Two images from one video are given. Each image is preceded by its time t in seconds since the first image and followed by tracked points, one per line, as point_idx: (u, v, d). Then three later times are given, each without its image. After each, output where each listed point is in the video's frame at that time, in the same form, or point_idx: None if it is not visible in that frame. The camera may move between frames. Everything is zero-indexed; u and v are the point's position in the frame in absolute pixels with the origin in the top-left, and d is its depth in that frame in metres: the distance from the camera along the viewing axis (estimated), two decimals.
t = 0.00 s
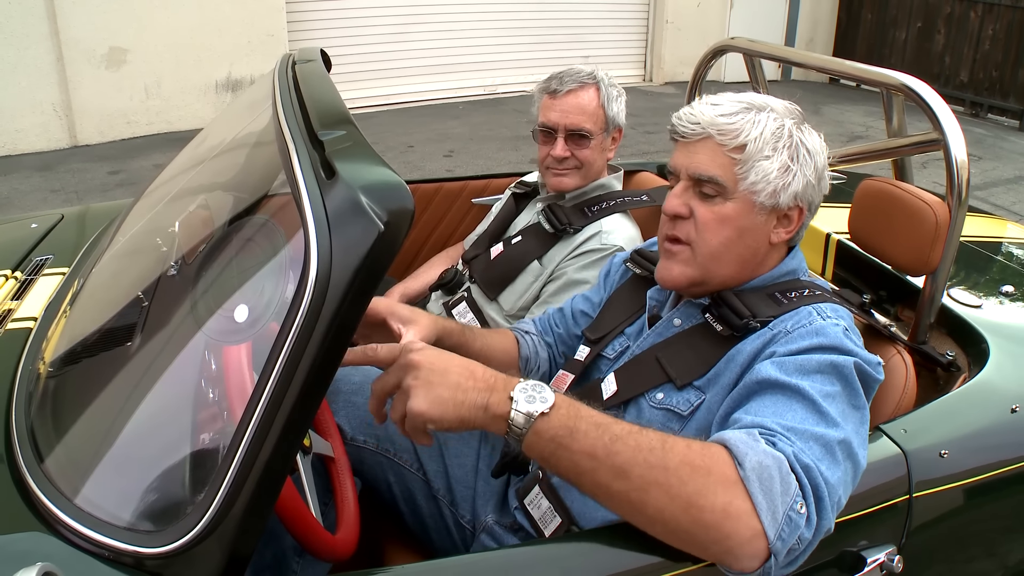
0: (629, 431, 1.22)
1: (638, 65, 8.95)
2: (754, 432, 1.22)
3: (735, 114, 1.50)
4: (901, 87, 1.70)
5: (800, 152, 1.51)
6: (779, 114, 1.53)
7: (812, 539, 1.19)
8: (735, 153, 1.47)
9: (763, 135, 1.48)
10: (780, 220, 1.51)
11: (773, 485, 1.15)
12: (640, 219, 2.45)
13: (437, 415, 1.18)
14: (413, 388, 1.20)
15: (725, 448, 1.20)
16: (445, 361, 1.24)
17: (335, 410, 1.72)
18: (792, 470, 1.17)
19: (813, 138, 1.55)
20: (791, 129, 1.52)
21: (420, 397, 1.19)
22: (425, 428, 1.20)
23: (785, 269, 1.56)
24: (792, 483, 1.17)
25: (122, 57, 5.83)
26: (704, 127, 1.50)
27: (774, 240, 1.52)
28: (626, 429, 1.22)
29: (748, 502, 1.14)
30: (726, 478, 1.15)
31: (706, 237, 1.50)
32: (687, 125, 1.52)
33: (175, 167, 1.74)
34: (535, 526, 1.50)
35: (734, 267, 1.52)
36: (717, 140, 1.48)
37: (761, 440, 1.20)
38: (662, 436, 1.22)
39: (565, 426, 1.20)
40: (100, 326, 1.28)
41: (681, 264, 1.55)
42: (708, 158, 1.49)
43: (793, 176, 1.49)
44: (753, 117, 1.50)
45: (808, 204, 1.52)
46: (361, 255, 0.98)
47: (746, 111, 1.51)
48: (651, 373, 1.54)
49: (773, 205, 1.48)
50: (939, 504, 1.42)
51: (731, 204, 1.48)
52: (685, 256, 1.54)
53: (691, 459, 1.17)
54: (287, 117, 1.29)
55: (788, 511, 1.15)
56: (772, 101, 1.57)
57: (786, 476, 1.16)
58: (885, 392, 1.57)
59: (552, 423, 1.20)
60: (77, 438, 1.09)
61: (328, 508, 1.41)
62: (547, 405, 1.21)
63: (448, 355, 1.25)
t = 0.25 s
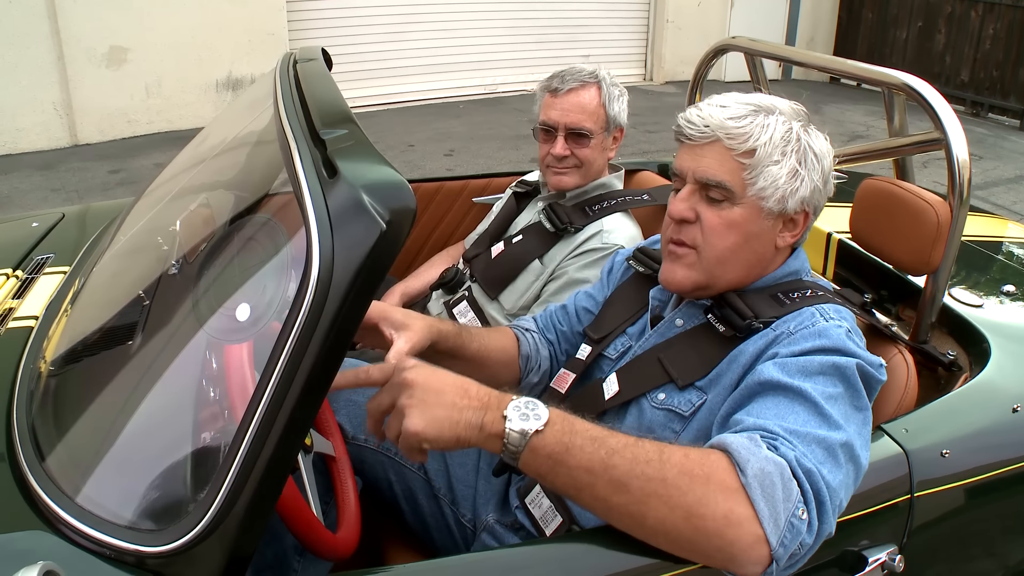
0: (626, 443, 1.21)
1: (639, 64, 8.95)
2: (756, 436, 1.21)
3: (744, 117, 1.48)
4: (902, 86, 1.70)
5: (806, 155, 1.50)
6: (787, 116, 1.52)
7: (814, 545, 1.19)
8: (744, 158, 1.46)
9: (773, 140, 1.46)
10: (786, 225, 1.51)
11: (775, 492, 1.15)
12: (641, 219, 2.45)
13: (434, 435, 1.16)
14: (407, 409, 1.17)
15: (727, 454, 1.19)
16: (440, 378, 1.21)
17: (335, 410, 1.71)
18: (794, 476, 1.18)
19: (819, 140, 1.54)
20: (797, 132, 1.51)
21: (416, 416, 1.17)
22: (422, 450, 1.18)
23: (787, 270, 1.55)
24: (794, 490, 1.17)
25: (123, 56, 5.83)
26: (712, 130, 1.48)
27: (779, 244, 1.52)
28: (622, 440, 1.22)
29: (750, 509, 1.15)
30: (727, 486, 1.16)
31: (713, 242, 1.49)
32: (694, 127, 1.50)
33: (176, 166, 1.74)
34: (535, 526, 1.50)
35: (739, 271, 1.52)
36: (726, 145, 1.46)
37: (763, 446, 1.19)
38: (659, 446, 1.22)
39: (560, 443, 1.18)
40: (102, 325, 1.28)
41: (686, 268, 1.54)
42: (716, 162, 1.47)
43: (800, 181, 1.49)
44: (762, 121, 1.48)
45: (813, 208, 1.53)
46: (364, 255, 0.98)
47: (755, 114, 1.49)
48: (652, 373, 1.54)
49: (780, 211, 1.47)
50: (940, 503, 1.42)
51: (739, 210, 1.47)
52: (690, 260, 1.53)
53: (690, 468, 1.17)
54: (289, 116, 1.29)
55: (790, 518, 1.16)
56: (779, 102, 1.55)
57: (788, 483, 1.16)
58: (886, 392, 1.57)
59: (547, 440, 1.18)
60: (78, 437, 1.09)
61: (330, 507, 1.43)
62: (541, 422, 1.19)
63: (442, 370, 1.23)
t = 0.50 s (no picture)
0: (632, 459, 1.21)
1: (640, 63, 8.95)
2: (766, 444, 1.20)
3: (773, 126, 1.46)
4: (904, 85, 1.70)
5: (827, 170, 1.50)
6: (813, 127, 1.50)
7: (822, 551, 1.20)
8: (768, 170, 1.44)
9: (799, 154, 1.45)
10: (799, 236, 1.51)
11: (786, 502, 1.15)
12: (642, 218, 2.45)
13: (436, 456, 1.14)
14: (411, 427, 1.15)
15: (738, 463, 1.18)
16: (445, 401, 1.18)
17: (337, 408, 1.71)
18: (804, 484, 1.17)
19: (840, 153, 1.53)
20: (821, 144, 1.50)
21: (419, 436, 1.14)
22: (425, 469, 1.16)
23: (791, 271, 1.56)
24: (804, 499, 1.17)
25: (124, 55, 5.83)
26: (740, 137, 1.45)
27: (789, 255, 1.52)
28: (628, 456, 1.21)
29: (761, 519, 1.15)
30: (737, 497, 1.15)
31: (726, 249, 1.49)
32: (720, 130, 1.47)
33: (178, 165, 1.74)
34: (537, 525, 1.51)
35: (748, 280, 1.52)
36: (752, 154, 1.45)
37: (774, 454, 1.18)
38: (664, 458, 1.21)
39: (565, 463, 1.19)
40: (103, 323, 1.27)
41: (694, 272, 1.54)
42: (739, 170, 1.45)
43: (817, 196, 1.48)
44: (790, 131, 1.46)
45: (826, 222, 1.53)
46: (366, 253, 0.98)
47: (783, 123, 1.47)
48: (653, 371, 1.55)
49: (795, 225, 1.48)
50: (941, 503, 1.42)
51: (756, 221, 1.46)
52: (700, 265, 1.53)
53: (698, 483, 1.16)
54: (291, 116, 1.29)
55: (800, 527, 1.16)
56: (806, 110, 1.53)
57: (798, 492, 1.16)
58: (888, 391, 1.57)
59: (553, 461, 1.19)
60: (79, 436, 1.09)
61: (331, 507, 1.43)
62: (547, 442, 1.20)
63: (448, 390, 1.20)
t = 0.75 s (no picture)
0: (620, 479, 1.23)
1: (641, 62, 8.94)
2: (763, 444, 1.20)
3: (777, 125, 1.46)
4: (906, 85, 1.70)
5: (830, 168, 1.50)
6: (816, 126, 1.50)
7: (823, 548, 1.20)
8: (771, 169, 1.44)
9: (802, 153, 1.45)
10: (801, 234, 1.51)
11: (783, 501, 1.15)
12: (643, 217, 2.45)
13: (424, 509, 1.30)
14: (401, 489, 1.32)
15: (733, 465, 1.19)
16: (429, 456, 1.33)
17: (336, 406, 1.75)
18: (802, 482, 1.17)
19: (843, 152, 1.53)
20: (824, 144, 1.49)
21: (407, 496, 1.31)
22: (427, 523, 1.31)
23: (792, 268, 1.55)
24: (803, 497, 1.17)
25: (125, 54, 5.83)
26: (743, 135, 1.45)
27: (791, 254, 1.52)
28: (616, 476, 1.24)
29: (758, 519, 1.15)
30: (731, 501, 1.16)
31: (729, 247, 1.49)
32: (724, 128, 1.47)
33: (179, 163, 1.74)
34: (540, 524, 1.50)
35: (750, 278, 1.52)
36: (755, 152, 1.44)
37: (770, 454, 1.18)
38: (653, 471, 1.23)
39: (554, 491, 1.23)
40: (104, 322, 1.28)
41: (697, 269, 1.53)
42: (743, 168, 1.45)
43: (820, 195, 1.48)
44: (794, 130, 1.46)
45: (828, 221, 1.53)
46: (367, 251, 0.98)
47: (787, 122, 1.47)
48: (654, 369, 1.56)
49: (798, 224, 1.48)
50: (942, 502, 1.42)
51: (758, 219, 1.46)
52: (703, 262, 1.52)
53: (688, 491, 1.18)
54: (292, 114, 1.29)
55: (799, 525, 1.16)
56: (810, 108, 1.53)
57: (796, 490, 1.16)
58: (889, 390, 1.57)
59: (542, 490, 1.23)
60: (80, 433, 1.09)
61: (331, 504, 1.44)
62: (533, 472, 1.25)
63: (434, 448, 1.35)
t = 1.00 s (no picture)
0: (620, 475, 1.23)
1: (641, 61, 8.94)
2: (763, 441, 1.21)
3: (771, 116, 1.46)
4: (905, 84, 1.70)
5: (825, 160, 1.50)
6: (811, 118, 1.51)
7: (823, 544, 1.20)
8: (767, 159, 1.45)
9: (797, 144, 1.45)
10: (798, 226, 1.51)
11: (784, 498, 1.15)
12: (643, 216, 2.45)
13: (426, 506, 1.31)
14: (404, 487, 1.34)
15: (733, 462, 1.20)
16: (432, 454, 1.35)
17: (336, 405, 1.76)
18: (802, 479, 1.17)
19: (839, 144, 1.54)
20: (819, 136, 1.50)
21: (410, 494, 1.32)
22: (426, 520, 1.33)
23: (791, 266, 1.55)
24: (803, 494, 1.17)
25: (125, 53, 5.83)
26: (739, 127, 1.46)
27: (789, 245, 1.52)
28: (616, 473, 1.24)
29: (759, 515, 1.15)
30: (731, 497, 1.17)
31: (727, 238, 1.49)
32: (720, 120, 1.48)
33: (179, 162, 1.74)
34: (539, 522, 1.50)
35: (748, 270, 1.52)
36: (751, 143, 1.45)
37: (770, 450, 1.18)
38: (654, 468, 1.23)
39: (556, 487, 1.23)
40: (104, 320, 1.28)
41: (695, 262, 1.53)
42: (739, 159, 1.46)
43: (817, 186, 1.49)
44: (788, 122, 1.47)
45: (825, 213, 1.53)
46: (367, 250, 0.98)
47: (781, 114, 1.48)
48: (653, 367, 1.56)
49: (795, 215, 1.48)
50: (941, 501, 1.42)
51: (756, 209, 1.46)
52: (701, 254, 1.52)
53: (688, 488, 1.18)
54: (292, 113, 1.30)
55: (799, 521, 1.16)
56: (804, 101, 1.54)
57: (796, 487, 1.17)
58: (889, 389, 1.57)
59: (542, 487, 1.24)
60: (80, 432, 1.09)
61: (332, 504, 1.44)
62: (535, 470, 1.25)
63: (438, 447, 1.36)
